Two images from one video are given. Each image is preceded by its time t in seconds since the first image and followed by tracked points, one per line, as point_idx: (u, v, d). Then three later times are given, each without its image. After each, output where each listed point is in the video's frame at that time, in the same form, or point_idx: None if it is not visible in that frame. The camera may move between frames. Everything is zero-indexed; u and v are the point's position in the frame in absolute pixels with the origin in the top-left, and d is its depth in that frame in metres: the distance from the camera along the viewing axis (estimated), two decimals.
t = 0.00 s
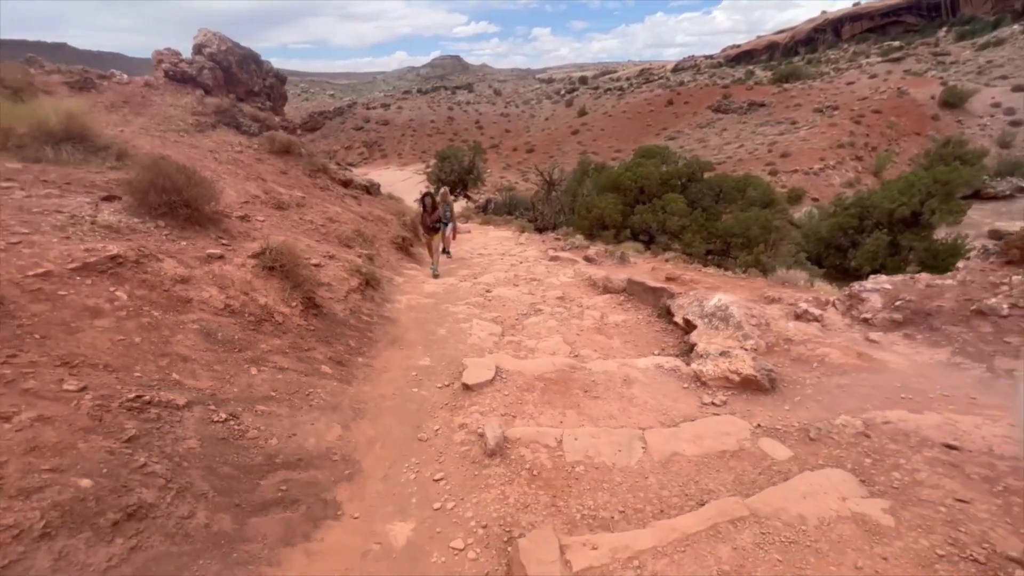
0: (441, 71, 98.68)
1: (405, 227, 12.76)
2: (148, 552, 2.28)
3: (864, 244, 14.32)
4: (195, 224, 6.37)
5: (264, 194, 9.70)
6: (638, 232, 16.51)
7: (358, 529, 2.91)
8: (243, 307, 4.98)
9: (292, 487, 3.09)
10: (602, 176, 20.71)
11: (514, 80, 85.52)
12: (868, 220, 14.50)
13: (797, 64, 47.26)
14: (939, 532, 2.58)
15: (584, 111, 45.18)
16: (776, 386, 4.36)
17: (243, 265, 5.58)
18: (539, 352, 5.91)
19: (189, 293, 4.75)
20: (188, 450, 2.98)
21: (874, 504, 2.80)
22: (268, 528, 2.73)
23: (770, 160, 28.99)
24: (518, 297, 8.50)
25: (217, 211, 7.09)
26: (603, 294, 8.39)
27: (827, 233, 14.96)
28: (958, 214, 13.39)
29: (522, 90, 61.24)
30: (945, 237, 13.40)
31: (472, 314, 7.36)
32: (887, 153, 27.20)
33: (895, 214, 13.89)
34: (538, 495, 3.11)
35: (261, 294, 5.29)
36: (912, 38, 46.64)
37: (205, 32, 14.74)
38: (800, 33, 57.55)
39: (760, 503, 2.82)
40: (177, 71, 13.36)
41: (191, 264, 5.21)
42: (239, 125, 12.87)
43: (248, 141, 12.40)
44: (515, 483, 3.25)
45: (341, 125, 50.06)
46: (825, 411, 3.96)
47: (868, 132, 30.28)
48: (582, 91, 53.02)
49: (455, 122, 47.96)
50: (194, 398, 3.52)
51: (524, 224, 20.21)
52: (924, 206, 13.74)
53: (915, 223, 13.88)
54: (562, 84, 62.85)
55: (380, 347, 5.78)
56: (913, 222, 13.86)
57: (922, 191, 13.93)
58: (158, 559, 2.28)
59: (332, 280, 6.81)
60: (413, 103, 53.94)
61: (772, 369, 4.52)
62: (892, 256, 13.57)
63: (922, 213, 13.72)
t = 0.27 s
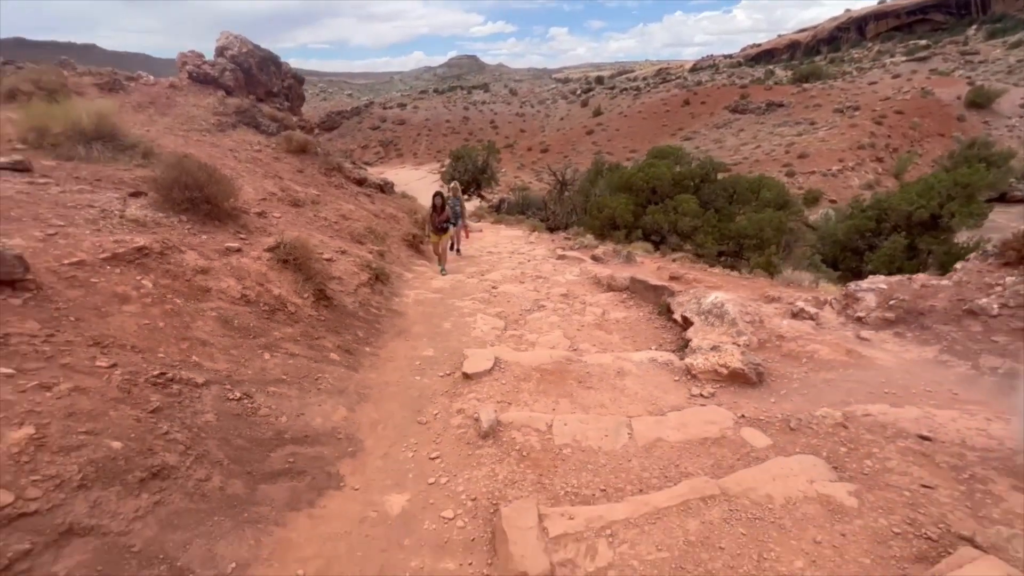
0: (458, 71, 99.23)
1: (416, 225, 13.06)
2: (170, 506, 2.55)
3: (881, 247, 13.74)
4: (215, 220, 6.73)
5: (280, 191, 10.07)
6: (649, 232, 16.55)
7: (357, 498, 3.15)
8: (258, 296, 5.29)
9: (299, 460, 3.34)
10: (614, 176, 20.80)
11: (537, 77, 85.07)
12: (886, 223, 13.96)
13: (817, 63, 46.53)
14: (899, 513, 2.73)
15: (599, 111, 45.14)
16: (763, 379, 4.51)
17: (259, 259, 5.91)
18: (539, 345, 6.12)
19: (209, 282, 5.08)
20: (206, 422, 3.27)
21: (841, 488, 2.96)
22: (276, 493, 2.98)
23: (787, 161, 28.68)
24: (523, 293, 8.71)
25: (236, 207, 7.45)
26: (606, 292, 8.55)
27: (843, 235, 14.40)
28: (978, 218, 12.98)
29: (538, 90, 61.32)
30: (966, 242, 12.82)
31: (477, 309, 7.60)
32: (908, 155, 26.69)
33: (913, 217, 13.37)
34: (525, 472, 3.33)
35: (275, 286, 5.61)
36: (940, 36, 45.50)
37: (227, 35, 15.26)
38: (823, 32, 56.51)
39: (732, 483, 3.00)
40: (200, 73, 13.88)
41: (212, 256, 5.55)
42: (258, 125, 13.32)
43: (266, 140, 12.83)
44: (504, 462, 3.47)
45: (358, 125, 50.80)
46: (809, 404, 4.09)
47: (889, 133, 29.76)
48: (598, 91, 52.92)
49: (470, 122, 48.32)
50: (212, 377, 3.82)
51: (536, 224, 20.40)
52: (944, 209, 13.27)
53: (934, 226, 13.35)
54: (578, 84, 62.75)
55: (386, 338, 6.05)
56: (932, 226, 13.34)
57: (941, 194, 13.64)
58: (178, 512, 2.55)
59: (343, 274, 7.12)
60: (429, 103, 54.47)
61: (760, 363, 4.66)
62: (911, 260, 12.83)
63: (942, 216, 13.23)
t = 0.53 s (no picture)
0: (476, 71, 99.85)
1: (429, 223, 13.35)
2: (193, 475, 2.81)
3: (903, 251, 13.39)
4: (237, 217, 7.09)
5: (298, 190, 10.44)
6: (662, 233, 16.54)
7: (362, 477, 3.38)
8: (276, 290, 5.60)
9: (310, 441, 3.60)
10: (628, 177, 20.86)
11: (554, 77, 85.08)
12: (908, 228, 13.63)
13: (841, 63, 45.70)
14: (871, 502, 2.86)
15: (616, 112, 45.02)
16: (756, 377, 4.64)
17: (277, 255, 6.23)
18: (542, 341, 6.31)
19: (231, 276, 5.40)
20: (227, 403, 3.55)
21: (820, 478, 3.09)
22: (288, 469, 3.23)
23: (807, 163, 28.28)
24: (531, 292, 8.91)
25: (256, 205, 7.80)
26: (612, 291, 8.70)
27: (863, 238, 14.01)
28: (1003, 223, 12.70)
29: (555, 90, 61.32)
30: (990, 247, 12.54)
31: (485, 306, 7.82)
32: (933, 157, 26.10)
33: (935, 221, 13.18)
34: (519, 457, 3.53)
35: (292, 280, 5.91)
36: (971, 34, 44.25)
37: (250, 39, 15.79)
38: (848, 31, 55.38)
39: (713, 471, 3.17)
40: (224, 75, 14.39)
41: (233, 251, 5.88)
42: (279, 125, 13.77)
43: (286, 141, 13.26)
44: (500, 448, 3.67)
45: (376, 125, 51.51)
46: (799, 401, 4.21)
47: (914, 135, 29.17)
48: (615, 91, 52.77)
49: (486, 123, 48.65)
50: (232, 363, 4.11)
51: (549, 224, 20.55)
52: (967, 214, 13.09)
53: (957, 231, 13.15)
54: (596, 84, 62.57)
55: (396, 331, 6.32)
56: (955, 230, 13.11)
57: (964, 198, 13.38)
58: (201, 480, 2.81)
59: (356, 271, 7.42)
60: (446, 104, 54.96)
61: (755, 361, 4.78)
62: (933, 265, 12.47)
63: (964, 221, 13.05)
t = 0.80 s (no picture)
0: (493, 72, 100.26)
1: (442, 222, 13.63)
2: (216, 446, 3.08)
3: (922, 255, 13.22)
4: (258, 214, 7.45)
5: (316, 189, 10.82)
6: (675, 235, 16.48)
7: (369, 455, 3.64)
8: (293, 283, 5.91)
9: (322, 422, 3.86)
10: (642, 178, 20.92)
11: (571, 78, 84.96)
12: (929, 232, 13.47)
13: (865, 63, 44.86)
14: (845, 489, 3.01)
15: (633, 113, 44.88)
16: (750, 373, 4.78)
17: (295, 250, 6.57)
18: (545, 336, 6.52)
19: (251, 269, 5.73)
20: (247, 384, 3.83)
21: (798, 467, 3.24)
22: (301, 445, 3.50)
23: (826, 165, 27.90)
24: (538, 290, 9.11)
25: (275, 203, 8.16)
26: (618, 290, 8.85)
27: (882, 241, 13.88)
28: None
29: (572, 91, 61.28)
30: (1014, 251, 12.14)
31: (493, 303, 8.05)
32: (958, 159, 25.52)
33: (957, 225, 12.92)
34: (515, 441, 3.75)
35: (308, 274, 6.22)
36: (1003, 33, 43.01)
37: (273, 42, 16.31)
38: (874, 30, 54.24)
39: (697, 457, 3.35)
40: (247, 78, 14.92)
41: (254, 246, 6.22)
42: (298, 126, 14.22)
43: (305, 141, 13.69)
44: (498, 432, 3.90)
45: (393, 125, 52.18)
46: (789, 396, 4.35)
47: (939, 137, 28.57)
48: (633, 92, 52.58)
49: (502, 123, 48.94)
50: (252, 349, 4.41)
51: (561, 224, 20.72)
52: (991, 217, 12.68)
53: (980, 235, 12.77)
54: (613, 84, 62.39)
55: (406, 325, 6.60)
56: (978, 234, 12.75)
57: (988, 201, 13.00)
58: (223, 451, 3.08)
59: (370, 267, 7.73)
60: (463, 104, 55.40)
61: (749, 358, 4.92)
62: (953, 270, 12.09)
63: (988, 224, 12.63)
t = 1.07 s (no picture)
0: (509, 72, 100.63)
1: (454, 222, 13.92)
2: (238, 422, 3.36)
3: (941, 260, 13.06)
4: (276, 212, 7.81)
5: (332, 188, 11.18)
6: (687, 236, 16.40)
7: (377, 436, 3.90)
8: (309, 277, 6.22)
9: (334, 405, 4.14)
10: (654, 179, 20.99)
11: (587, 78, 84.89)
12: (948, 236, 13.31)
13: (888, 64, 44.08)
14: (822, 475, 3.17)
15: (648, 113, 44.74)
16: (744, 369, 4.93)
17: (311, 246, 6.89)
18: (549, 332, 6.73)
19: (270, 263, 6.05)
20: (266, 369, 4.12)
21: (779, 455, 3.41)
22: (315, 425, 3.77)
23: (844, 167, 27.54)
24: (545, 288, 9.32)
25: (294, 201, 8.51)
26: (624, 289, 9.02)
27: (900, 245, 13.73)
28: None
29: (587, 91, 61.25)
30: None
31: (500, 300, 8.29)
32: (982, 162, 24.99)
33: (977, 228, 12.63)
34: (513, 426, 3.96)
35: (323, 269, 6.54)
36: None
37: (293, 45, 16.81)
38: (898, 29, 53.19)
39: (683, 443, 3.55)
40: (268, 80, 15.41)
41: (273, 242, 6.55)
42: (316, 127, 14.66)
43: (323, 141, 14.10)
44: (497, 418, 4.13)
45: (409, 125, 52.78)
46: (780, 390, 4.50)
47: (963, 139, 28.03)
48: (648, 93, 52.42)
49: (517, 124, 49.19)
50: (271, 337, 4.71)
51: (573, 225, 20.88)
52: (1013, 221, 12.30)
53: (1002, 239, 12.42)
54: (629, 85, 62.23)
55: (415, 318, 6.88)
56: (999, 239, 12.40)
57: (1010, 204, 12.62)
58: (244, 427, 3.36)
59: (382, 263, 8.03)
60: (478, 105, 55.80)
61: (744, 354, 5.07)
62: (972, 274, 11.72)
63: (1009, 229, 12.26)
